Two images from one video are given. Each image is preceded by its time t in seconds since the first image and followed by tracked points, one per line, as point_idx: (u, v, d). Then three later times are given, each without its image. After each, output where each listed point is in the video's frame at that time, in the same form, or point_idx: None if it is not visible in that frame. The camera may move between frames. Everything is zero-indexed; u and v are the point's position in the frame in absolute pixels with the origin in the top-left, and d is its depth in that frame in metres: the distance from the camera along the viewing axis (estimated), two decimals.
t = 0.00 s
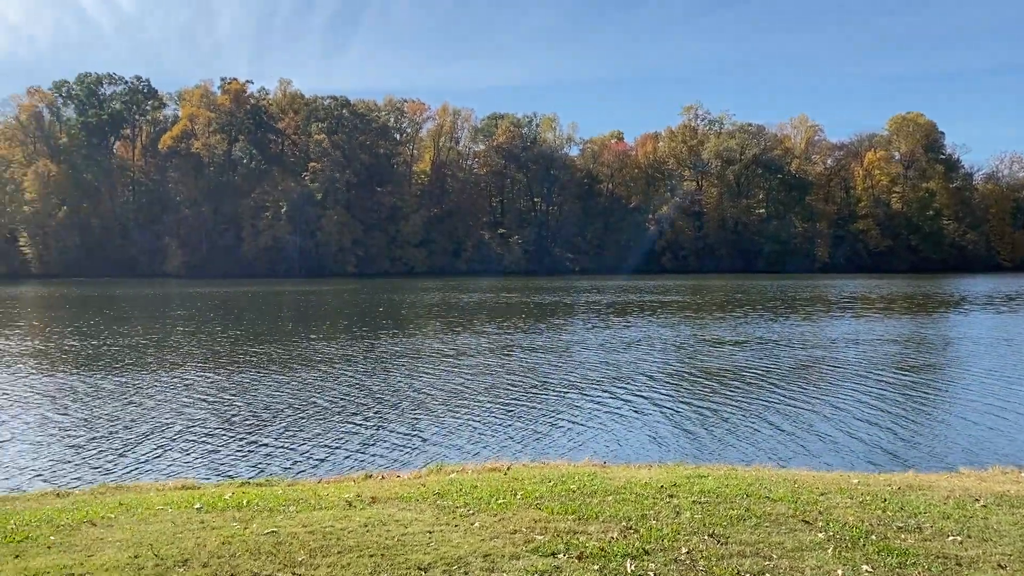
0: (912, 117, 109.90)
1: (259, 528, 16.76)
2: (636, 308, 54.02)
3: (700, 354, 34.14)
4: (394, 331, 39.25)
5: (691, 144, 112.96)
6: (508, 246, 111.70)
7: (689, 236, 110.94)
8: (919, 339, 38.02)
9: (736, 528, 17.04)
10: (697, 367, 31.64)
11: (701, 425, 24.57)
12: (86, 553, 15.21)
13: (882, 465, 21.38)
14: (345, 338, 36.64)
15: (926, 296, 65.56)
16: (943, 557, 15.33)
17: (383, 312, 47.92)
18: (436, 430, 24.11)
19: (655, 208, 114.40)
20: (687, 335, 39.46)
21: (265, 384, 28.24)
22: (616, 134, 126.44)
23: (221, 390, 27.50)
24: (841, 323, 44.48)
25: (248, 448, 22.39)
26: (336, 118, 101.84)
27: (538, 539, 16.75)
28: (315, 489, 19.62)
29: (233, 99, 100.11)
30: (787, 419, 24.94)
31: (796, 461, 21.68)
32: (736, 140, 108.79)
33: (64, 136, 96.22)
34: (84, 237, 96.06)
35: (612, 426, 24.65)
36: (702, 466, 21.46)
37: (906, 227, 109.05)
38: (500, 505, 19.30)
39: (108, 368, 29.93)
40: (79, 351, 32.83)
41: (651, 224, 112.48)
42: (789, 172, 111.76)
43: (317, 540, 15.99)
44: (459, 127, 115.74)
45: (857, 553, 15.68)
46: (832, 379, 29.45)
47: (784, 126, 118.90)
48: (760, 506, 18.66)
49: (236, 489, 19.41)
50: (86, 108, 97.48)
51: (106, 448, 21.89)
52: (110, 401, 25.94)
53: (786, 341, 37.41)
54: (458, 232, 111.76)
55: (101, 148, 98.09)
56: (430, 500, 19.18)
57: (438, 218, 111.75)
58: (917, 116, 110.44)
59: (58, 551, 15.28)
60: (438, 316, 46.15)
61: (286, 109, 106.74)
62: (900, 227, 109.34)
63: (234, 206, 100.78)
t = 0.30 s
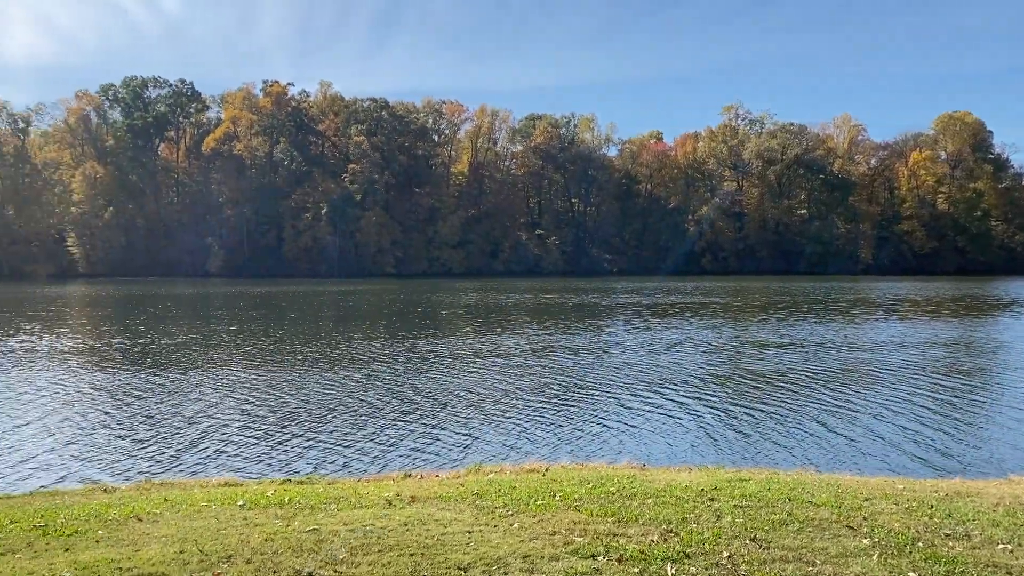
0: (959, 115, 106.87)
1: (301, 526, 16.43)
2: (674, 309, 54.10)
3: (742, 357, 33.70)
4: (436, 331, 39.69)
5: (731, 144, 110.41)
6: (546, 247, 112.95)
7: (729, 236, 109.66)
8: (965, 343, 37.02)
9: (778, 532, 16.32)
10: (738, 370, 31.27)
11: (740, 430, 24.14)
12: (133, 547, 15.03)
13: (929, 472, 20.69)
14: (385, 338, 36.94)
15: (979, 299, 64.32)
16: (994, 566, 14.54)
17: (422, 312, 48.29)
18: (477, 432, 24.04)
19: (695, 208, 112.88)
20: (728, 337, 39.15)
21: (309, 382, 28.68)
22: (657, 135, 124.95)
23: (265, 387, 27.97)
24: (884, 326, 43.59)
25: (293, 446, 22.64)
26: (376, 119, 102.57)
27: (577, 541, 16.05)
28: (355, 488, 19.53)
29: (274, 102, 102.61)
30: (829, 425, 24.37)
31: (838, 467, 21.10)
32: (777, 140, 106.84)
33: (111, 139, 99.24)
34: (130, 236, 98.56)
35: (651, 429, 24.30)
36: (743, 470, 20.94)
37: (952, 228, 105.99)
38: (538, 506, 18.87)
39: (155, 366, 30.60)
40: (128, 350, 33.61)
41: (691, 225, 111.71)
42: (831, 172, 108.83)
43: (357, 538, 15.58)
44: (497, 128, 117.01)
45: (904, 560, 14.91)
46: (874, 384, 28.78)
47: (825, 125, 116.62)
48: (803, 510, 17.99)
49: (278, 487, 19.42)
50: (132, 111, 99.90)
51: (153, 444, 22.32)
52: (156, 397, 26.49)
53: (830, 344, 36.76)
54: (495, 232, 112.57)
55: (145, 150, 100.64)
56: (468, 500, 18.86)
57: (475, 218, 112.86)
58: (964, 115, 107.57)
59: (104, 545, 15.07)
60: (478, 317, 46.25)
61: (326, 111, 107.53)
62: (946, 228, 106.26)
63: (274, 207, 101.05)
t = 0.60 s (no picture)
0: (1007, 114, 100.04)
1: (341, 524, 16.57)
2: (711, 309, 54.34)
3: (783, 360, 33.30)
4: (470, 331, 39.98)
5: (771, 144, 107.71)
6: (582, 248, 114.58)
7: (768, 238, 109.43)
8: (1015, 347, 35.89)
9: (820, 537, 15.92)
10: (778, 372, 30.91)
11: (780, 433, 23.80)
12: (179, 542, 15.21)
13: (976, 478, 20.06)
14: (425, 338, 37.30)
15: None
16: None
17: (454, 313, 48.30)
18: (516, 432, 24.12)
19: (733, 208, 112.95)
20: (769, 339, 38.74)
21: (344, 383, 28.86)
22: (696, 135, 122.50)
23: (307, 387, 28.25)
24: (927, 329, 42.52)
25: (336, 444, 22.88)
26: (413, 121, 102.33)
27: (616, 543, 15.81)
28: (394, 486, 19.68)
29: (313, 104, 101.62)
30: (871, 430, 23.90)
31: (880, 472, 20.63)
32: (818, 140, 103.95)
33: (154, 141, 100.70)
34: (173, 236, 101.48)
35: (691, 432, 24.13)
36: (783, 474, 20.62)
37: (999, 229, 102.38)
38: (577, 506, 18.73)
39: (199, 364, 31.13)
40: (172, 346, 34.59)
41: (729, 226, 110.89)
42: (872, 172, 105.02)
43: (397, 536, 15.58)
44: (533, 128, 116.32)
45: (951, 568, 14.34)
46: (917, 389, 28.12)
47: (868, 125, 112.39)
48: (845, 515, 17.51)
49: (317, 485, 19.61)
50: (174, 114, 100.72)
51: (197, 442, 22.64)
52: (200, 396, 26.84)
53: (876, 347, 36.03)
54: (531, 233, 112.97)
55: (190, 152, 102.01)
56: (506, 500, 18.83)
57: (513, 219, 113.70)
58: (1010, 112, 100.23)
59: (150, 540, 15.31)
60: (516, 317, 46.25)
61: (364, 114, 105.56)
62: (993, 229, 102.79)
63: (314, 208, 103.93)
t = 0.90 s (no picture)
0: None
1: (380, 522, 16.42)
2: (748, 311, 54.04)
3: (823, 362, 32.84)
4: (502, 331, 40.30)
5: (810, 143, 107.02)
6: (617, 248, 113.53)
7: (808, 239, 108.02)
8: None
9: (862, 542, 15.33)
10: (818, 376, 30.42)
11: (820, 439, 23.34)
12: (220, 537, 15.18)
13: None
14: (461, 339, 37.60)
15: None
16: None
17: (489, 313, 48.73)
18: (555, 433, 24.04)
19: (771, 209, 112.03)
20: (810, 341, 38.30)
21: (387, 381, 29.21)
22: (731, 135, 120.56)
23: (348, 385, 28.63)
24: (970, 331, 41.69)
25: (380, 443, 23.03)
26: (447, 122, 105.50)
27: (654, 545, 15.30)
28: (432, 486, 19.67)
29: (351, 106, 103.92)
30: (914, 436, 23.34)
31: (924, 478, 20.07)
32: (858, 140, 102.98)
33: (194, 143, 101.85)
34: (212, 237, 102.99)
35: (729, 436, 23.82)
36: (824, 478, 20.16)
37: None
38: (614, 508, 18.34)
39: (240, 362, 31.73)
40: (212, 345, 35.16)
41: (767, 226, 110.21)
42: (913, 172, 104.60)
43: (434, 535, 15.35)
44: (568, 129, 115.98)
45: None
46: (961, 394, 27.47)
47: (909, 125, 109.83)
48: (889, 520, 16.90)
49: (355, 483, 19.70)
50: (215, 116, 102.05)
51: (239, 440, 22.94)
52: (244, 394, 27.32)
53: (918, 350, 35.43)
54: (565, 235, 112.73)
55: (229, 153, 103.21)
56: (543, 500, 18.56)
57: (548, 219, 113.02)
58: None
59: (192, 535, 15.29)
60: (549, 318, 46.32)
61: (401, 116, 108.21)
62: None
63: (351, 209, 104.93)
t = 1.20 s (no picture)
0: None
1: (416, 521, 16.43)
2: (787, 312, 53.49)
3: (863, 365, 32.40)
4: (538, 330, 40.58)
5: (849, 143, 105.57)
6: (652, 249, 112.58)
7: (846, 239, 106.52)
8: None
9: (905, 547, 14.98)
10: (857, 379, 29.98)
11: (860, 444, 22.97)
12: (260, 535, 15.24)
13: None
14: (498, 338, 37.87)
15: None
16: None
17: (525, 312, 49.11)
18: (593, 434, 24.01)
19: (809, 209, 110.40)
20: (850, 343, 37.84)
21: (432, 380, 29.56)
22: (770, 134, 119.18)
23: (389, 385, 28.88)
24: (1015, 334, 40.72)
25: (420, 442, 23.21)
26: (483, 123, 105.14)
27: (692, 548, 15.12)
28: (467, 485, 19.73)
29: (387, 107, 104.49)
30: (958, 441, 22.88)
31: (968, 483, 19.62)
32: (898, 139, 101.53)
33: (233, 145, 103.84)
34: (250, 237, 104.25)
35: (767, 439, 23.58)
36: (864, 482, 19.81)
37: None
38: (650, 510, 18.20)
39: (282, 361, 32.23)
40: (255, 344, 35.67)
41: (805, 226, 109.07)
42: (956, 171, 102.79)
43: (471, 535, 15.33)
44: (602, 128, 115.36)
45: None
46: (1005, 398, 26.87)
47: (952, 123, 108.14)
48: (931, 525, 16.51)
49: (392, 481, 19.79)
50: (253, 118, 103.65)
51: (280, 438, 23.24)
52: (286, 393, 27.64)
53: (964, 353, 34.82)
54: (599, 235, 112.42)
55: (267, 154, 104.57)
56: (579, 502, 18.47)
57: (583, 219, 112.74)
58: None
59: (232, 532, 15.38)
60: (583, 319, 46.29)
61: (435, 116, 108.09)
62: None
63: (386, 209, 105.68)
